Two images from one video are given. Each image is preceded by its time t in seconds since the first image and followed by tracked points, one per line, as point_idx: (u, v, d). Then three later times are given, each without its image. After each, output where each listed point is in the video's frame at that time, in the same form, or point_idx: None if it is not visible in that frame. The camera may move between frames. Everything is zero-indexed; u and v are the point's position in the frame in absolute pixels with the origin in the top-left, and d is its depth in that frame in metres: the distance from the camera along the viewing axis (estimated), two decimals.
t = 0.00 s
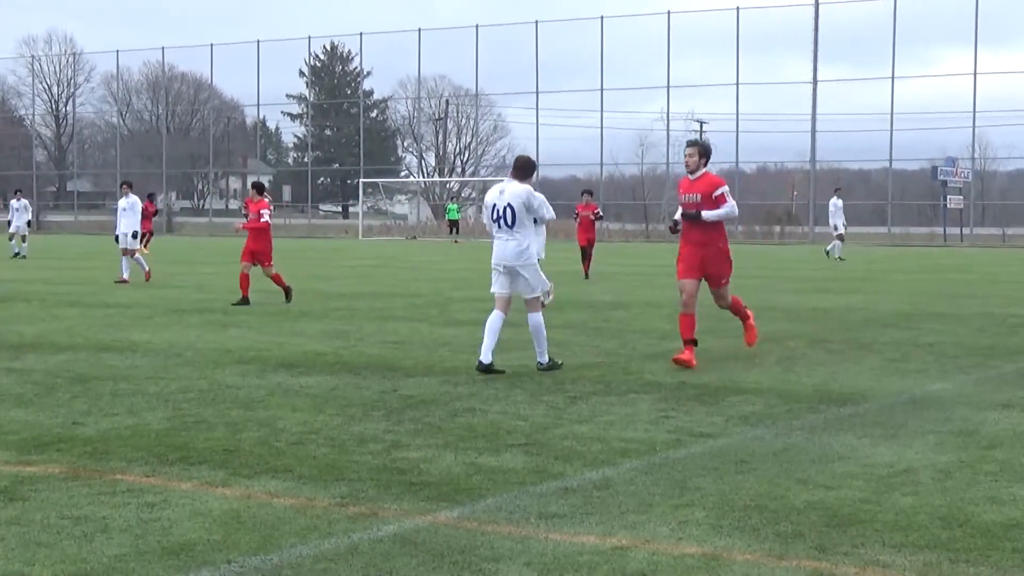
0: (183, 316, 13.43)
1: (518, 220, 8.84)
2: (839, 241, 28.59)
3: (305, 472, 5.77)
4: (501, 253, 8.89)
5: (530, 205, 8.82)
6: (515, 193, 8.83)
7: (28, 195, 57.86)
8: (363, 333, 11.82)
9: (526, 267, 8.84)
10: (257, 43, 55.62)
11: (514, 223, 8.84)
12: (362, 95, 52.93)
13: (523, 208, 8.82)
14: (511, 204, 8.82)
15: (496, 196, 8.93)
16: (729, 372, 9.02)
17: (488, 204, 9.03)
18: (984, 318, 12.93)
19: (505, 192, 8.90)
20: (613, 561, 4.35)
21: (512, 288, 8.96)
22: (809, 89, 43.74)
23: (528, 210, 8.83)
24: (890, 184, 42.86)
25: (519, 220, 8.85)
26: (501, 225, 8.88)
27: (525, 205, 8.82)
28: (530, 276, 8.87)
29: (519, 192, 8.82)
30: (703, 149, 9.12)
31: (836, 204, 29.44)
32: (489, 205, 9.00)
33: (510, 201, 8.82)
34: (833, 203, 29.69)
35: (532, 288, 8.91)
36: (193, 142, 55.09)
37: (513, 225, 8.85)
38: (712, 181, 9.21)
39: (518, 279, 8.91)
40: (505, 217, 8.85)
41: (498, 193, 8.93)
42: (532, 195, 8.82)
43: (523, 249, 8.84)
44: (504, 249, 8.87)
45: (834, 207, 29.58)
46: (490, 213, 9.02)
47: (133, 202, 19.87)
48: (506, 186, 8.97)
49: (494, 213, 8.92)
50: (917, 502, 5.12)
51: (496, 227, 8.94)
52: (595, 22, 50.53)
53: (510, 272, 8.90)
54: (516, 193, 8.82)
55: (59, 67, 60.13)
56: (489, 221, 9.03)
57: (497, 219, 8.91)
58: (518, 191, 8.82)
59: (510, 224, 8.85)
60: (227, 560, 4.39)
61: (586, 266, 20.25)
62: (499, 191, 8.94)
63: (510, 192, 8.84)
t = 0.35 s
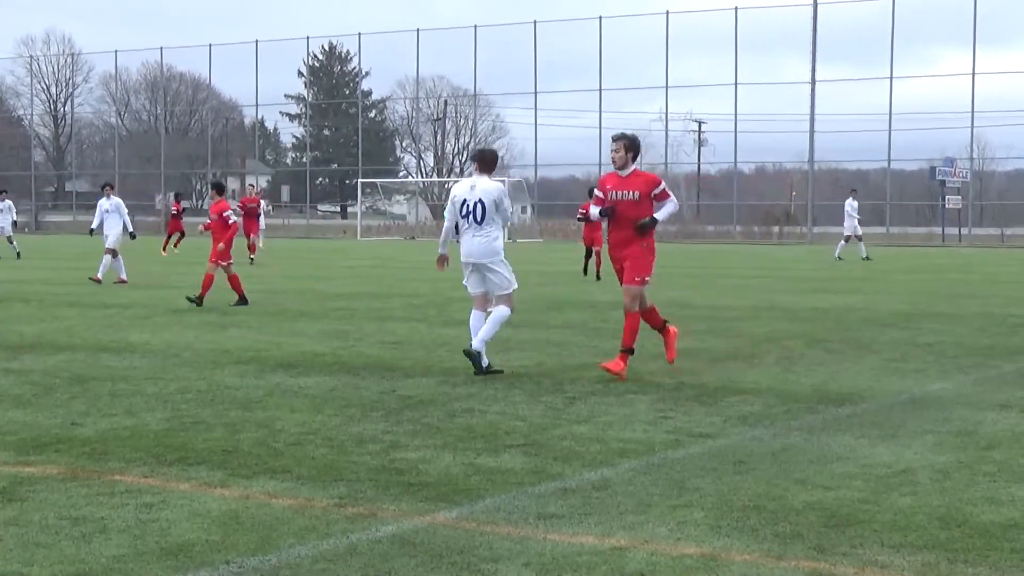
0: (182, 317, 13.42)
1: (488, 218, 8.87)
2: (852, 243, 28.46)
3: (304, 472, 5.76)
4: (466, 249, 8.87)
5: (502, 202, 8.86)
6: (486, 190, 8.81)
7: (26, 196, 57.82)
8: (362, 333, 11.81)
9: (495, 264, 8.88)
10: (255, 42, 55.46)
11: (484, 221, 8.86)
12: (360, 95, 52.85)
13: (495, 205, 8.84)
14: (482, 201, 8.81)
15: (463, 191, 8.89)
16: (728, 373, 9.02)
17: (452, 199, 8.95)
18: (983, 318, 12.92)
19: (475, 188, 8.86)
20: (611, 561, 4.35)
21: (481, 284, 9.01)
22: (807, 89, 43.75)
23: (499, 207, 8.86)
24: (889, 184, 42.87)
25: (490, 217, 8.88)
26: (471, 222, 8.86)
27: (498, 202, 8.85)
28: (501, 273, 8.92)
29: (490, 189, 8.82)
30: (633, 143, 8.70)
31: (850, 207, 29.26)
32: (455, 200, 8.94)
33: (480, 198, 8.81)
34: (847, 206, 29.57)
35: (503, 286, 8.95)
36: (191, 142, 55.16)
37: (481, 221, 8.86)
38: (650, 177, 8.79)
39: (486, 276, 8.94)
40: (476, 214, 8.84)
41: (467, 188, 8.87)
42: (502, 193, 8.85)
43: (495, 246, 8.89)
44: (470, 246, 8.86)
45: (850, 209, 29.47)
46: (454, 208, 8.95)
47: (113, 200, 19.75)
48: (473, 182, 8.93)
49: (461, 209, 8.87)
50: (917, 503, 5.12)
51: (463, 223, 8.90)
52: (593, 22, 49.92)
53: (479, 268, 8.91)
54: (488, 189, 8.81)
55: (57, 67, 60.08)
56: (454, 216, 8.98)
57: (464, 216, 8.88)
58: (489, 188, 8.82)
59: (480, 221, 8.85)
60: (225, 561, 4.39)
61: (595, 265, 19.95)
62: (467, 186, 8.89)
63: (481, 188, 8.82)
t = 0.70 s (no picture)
0: (181, 317, 13.41)
1: (454, 220, 8.66)
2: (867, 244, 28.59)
3: (303, 472, 5.76)
4: (428, 252, 8.66)
5: (468, 207, 8.64)
6: (454, 192, 8.62)
7: (26, 196, 57.76)
8: (360, 333, 11.80)
9: (457, 267, 8.63)
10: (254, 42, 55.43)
11: (450, 223, 8.66)
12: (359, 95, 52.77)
13: (461, 209, 8.63)
14: (448, 202, 8.61)
15: (424, 191, 8.69)
16: (727, 373, 9.02)
17: (414, 199, 8.75)
18: (982, 319, 12.91)
19: (439, 188, 8.66)
20: (611, 562, 4.35)
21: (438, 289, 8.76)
22: (807, 89, 43.73)
23: (465, 211, 8.65)
24: (888, 184, 42.88)
25: (455, 220, 8.67)
26: (434, 222, 8.66)
27: (464, 207, 8.65)
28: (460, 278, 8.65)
29: (459, 193, 8.61)
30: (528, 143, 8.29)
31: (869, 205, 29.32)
32: (417, 199, 8.73)
33: (446, 200, 8.61)
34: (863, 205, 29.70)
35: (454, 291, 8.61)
36: (191, 143, 55.16)
37: (446, 224, 8.65)
38: (529, 174, 8.25)
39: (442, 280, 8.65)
40: (441, 215, 8.65)
41: (433, 188, 8.65)
42: (469, 197, 8.64)
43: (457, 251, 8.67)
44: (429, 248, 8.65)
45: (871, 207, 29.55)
46: (416, 208, 8.75)
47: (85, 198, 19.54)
48: (439, 183, 8.73)
49: (426, 209, 8.66)
50: (916, 503, 5.13)
51: (426, 223, 8.69)
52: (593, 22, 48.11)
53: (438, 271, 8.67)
54: (454, 192, 8.61)
55: (56, 68, 59.78)
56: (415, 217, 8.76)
57: (428, 216, 8.67)
58: (457, 192, 8.62)
59: (445, 224, 8.65)
60: (224, 561, 4.39)
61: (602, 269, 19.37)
62: (430, 185, 8.69)
63: (448, 190, 8.63)
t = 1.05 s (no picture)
0: (175, 316, 13.34)
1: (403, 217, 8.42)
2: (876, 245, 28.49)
3: (298, 471, 5.76)
4: (384, 252, 8.46)
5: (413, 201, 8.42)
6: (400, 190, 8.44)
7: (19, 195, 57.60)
8: (355, 333, 11.76)
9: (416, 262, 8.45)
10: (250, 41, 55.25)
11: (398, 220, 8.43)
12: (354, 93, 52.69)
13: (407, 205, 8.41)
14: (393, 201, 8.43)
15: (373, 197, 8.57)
16: (723, 372, 9.00)
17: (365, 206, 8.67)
18: (979, 318, 12.88)
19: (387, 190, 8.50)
20: (606, 561, 4.35)
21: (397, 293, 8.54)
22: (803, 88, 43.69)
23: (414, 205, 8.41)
24: (883, 182, 42.83)
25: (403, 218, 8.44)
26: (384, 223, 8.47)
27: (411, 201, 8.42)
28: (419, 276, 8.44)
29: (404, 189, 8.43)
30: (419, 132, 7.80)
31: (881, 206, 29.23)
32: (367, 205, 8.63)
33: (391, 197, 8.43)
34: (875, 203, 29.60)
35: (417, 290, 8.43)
36: (186, 141, 54.87)
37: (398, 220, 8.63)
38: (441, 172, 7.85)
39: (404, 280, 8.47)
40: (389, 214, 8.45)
41: (381, 192, 8.85)
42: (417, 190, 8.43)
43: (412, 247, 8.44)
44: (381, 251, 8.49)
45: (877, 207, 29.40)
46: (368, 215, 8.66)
47: (53, 196, 19.45)
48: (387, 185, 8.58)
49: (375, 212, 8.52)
50: (910, 502, 5.13)
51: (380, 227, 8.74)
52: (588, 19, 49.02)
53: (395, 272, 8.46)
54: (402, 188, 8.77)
55: (51, 66, 59.74)
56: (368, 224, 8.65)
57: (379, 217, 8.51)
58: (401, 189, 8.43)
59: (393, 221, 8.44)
60: (219, 560, 4.38)
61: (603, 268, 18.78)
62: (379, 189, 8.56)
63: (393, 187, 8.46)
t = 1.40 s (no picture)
0: (162, 317, 13.31)
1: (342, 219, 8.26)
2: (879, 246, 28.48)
3: (285, 471, 5.75)
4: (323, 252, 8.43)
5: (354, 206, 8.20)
6: (342, 190, 8.21)
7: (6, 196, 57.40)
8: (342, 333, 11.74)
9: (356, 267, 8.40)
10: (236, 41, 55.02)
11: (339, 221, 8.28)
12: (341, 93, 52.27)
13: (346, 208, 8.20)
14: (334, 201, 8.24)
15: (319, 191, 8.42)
16: (710, 372, 9.01)
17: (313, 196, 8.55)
18: (965, 318, 12.92)
19: (332, 185, 8.30)
20: (593, 561, 4.36)
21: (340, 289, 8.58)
22: (790, 89, 43.80)
23: (352, 210, 8.19)
24: (870, 182, 43.00)
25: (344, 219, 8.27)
26: (327, 221, 8.35)
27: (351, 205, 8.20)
28: (360, 278, 8.45)
29: (346, 191, 8.19)
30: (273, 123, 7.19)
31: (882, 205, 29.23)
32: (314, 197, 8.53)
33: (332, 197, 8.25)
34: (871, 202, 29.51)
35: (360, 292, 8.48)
36: (173, 142, 54.68)
37: (334, 222, 8.31)
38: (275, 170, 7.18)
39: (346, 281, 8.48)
40: (330, 213, 8.31)
41: (324, 186, 8.35)
42: (356, 193, 8.17)
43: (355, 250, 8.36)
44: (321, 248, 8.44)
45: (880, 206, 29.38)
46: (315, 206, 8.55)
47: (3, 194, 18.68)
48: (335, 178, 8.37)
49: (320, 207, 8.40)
50: (896, 501, 5.15)
51: (320, 221, 8.44)
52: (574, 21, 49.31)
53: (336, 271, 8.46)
54: (339, 189, 8.21)
55: (38, 66, 59.32)
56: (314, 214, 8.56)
57: (322, 213, 8.39)
58: (343, 191, 8.20)
59: (334, 221, 8.31)
60: (206, 560, 4.37)
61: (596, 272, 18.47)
62: (326, 183, 8.38)
63: (335, 187, 8.24)
